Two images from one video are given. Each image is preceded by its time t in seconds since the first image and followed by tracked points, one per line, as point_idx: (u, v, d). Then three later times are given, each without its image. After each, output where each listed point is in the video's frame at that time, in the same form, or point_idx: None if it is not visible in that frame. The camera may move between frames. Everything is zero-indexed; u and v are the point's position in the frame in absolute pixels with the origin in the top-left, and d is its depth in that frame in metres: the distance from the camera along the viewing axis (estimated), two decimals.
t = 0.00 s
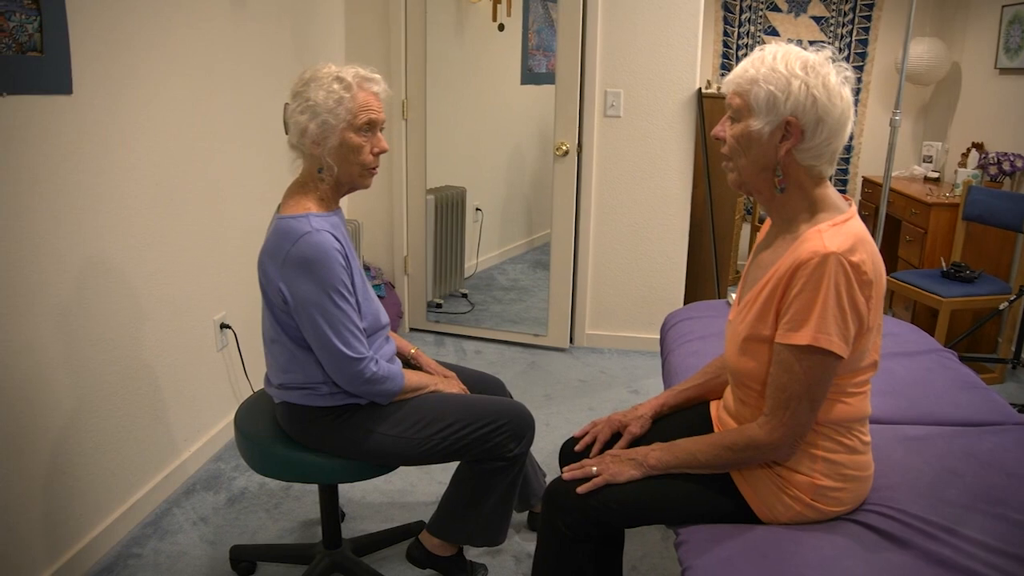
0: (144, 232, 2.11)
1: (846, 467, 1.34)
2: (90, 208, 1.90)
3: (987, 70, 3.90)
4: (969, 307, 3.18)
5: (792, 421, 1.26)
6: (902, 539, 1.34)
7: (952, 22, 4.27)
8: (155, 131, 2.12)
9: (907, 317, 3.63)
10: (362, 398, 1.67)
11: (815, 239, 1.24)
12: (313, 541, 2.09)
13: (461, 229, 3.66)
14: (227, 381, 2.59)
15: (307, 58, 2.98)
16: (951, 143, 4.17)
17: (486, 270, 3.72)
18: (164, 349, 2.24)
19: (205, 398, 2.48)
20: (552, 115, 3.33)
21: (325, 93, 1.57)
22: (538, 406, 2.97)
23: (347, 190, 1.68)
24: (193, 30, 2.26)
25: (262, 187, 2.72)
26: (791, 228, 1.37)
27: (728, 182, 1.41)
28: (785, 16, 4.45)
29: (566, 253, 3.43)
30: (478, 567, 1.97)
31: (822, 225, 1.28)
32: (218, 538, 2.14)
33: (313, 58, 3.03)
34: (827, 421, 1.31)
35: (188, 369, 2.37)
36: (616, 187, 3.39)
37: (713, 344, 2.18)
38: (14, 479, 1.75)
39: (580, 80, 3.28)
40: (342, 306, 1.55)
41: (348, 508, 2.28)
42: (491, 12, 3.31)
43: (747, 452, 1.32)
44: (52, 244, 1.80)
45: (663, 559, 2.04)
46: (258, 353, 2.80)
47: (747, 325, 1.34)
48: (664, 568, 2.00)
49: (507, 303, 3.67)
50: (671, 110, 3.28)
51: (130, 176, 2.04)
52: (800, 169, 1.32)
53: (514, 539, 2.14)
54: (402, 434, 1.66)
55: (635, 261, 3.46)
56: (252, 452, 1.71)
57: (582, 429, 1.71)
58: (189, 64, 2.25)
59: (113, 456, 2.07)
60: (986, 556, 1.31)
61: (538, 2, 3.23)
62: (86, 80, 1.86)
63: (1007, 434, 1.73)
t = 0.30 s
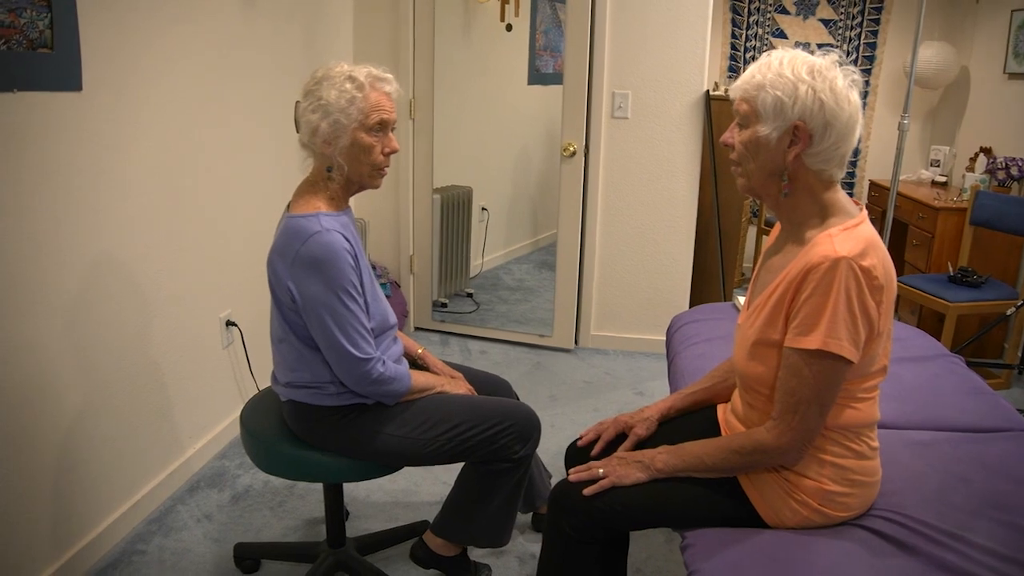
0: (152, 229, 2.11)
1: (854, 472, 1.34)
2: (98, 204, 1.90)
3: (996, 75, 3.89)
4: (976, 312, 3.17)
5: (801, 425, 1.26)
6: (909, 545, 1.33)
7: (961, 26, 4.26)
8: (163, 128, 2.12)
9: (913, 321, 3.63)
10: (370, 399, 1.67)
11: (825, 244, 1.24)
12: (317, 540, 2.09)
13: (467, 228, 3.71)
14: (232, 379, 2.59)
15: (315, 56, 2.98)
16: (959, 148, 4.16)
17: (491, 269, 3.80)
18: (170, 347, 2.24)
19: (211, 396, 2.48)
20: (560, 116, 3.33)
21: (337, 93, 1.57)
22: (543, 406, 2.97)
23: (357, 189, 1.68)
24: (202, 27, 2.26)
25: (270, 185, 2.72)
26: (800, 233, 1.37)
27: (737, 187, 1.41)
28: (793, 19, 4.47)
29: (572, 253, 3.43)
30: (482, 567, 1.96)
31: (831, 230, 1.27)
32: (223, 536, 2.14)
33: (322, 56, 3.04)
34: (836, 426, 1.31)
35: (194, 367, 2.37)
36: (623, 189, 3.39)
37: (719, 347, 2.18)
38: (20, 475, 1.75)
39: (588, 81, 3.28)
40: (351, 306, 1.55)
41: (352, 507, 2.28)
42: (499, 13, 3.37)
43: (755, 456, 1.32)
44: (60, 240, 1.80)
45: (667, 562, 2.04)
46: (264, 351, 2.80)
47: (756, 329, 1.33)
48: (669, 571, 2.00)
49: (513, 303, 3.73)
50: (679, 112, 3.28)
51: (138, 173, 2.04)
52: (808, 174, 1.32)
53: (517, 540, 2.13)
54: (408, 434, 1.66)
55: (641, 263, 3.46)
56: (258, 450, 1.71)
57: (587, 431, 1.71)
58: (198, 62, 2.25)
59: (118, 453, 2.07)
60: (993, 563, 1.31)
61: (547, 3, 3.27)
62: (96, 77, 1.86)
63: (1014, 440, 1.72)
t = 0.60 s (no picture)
0: (154, 230, 2.11)
1: (858, 470, 1.34)
2: (99, 204, 1.90)
3: (999, 71, 3.88)
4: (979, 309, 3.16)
5: (804, 423, 1.25)
6: (915, 543, 1.33)
7: (964, 22, 4.24)
8: (164, 128, 2.12)
9: (916, 318, 3.63)
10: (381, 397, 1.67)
11: (827, 241, 1.23)
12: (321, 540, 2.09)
13: (469, 227, 3.72)
14: (234, 379, 2.59)
15: (316, 56, 2.98)
16: (962, 144, 4.15)
17: (493, 268, 3.85)
18: (173, 346, 2.25)
19: (213, 396, 2.48)
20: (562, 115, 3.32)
21: (345, 85, 1.57)
22: (546, 405, 2.97)
23: (364, 181, 1.68)
24: (203, 27, 2.26)
25: (272, 185, 2.72)
26: (802, 231, 1.37)
27: (738, 185, 1.41)
28: (795, 16, 4.46)
29: (575, 252, 3.43)
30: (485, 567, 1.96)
31: (833, 226, 1.27)
32: (226, 535, 2.15)
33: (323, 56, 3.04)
34: (839, 424, 1.30)
35: (196, 367, 2.37)
36: (625, 187, 3.38)
37: (723, 344, 2.18)
38: (23, 476, 1.75)
39: (590, 80, 3.27)
40: (361, 300, 1.55)
41: (355, 507, 2.28)
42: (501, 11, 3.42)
43: (759, 454, 1.31)
44: (63, 241, 1.81)
45: (671, 561, 2.03)
46: (266, 351, 2.80)
47: (758, 327, 1.33)
48: (673, 570, 2.00)
49: (515, 302, 3.75)
50: (681, 109, 3.27)
51: (140, 174, 2.04)
52: (810, 171, 1.31)
53: (521, 540, 2.13)
54: (412, 437, 1.66)
55: (644, 261, 3.45)
56: (261, 449, 1.70)
57: (589, 429, 1.71)
58: (199, 62, 2.25)
59: (122, 454, 2.07)
60: (999, 560, 1.30)
61: (547, 2, 3.27)
62: (98, 78, 1.87)
63: (1018, 437, 1.72)
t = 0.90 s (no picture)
0: (153, 229, 2.11)
1: (857, 470, 1.34)
2: (99, 203, 1.90)
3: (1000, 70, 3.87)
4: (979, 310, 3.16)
5: (803, 423, 1.25)
6: (914, 544, 1.33)
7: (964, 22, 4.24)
8: (164, 128, 2.12)
9: (916, 318, 3.63)
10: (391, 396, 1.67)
11: (826, 240, 1.23)
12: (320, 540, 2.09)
13: (469, 226, 3.72)
14: (233, 379, 2.59)
15: (316, 55, 2.98)
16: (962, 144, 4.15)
17: (493, 267, 3.81)
18: (173, 345, 2.24)
19: (213, 396, 2.48)
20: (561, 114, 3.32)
21: (364, 78, 1.56)
22: (545, 405, 2.97)
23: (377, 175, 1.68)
24: (203, 26, 2.26)
25: (271, 184, 2.71)
26: (801, 231, 1.36)
27: (737, 185, 1.41)
28: (795, 16, 4.46)
29: (574, 252, 3.42)
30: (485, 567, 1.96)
31: (833, 226, 1.27)
32: (225, 535, 2.14)
33: (322, 55, 3.03)
34: (838, 424, 1.30)
35: (196, 366, 2.37)
36: (624, 187, 3.38)
37: (723, 344, 2.18)
38: (23, 477, 1.75)
39: (589, 79, 3.27)
40: (377, 295, 1.54)
41: (354, 507, 2.28)
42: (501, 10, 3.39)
43: (758, 454, 1.31)
44: (63, 240, 1.80)
45: (670, 561, 2.03)
46: (266, 351, 2.80)
47: (757, 328, 1.33)
48: (672, 570, 2.00)
49: (515, 301, 3.71)
50: (681, 109, 3.27)
51: (140, 173, 2.03)
52: (809, 170, 1.31)
53: (521, 540, 2.13)
54: (414, 438, 1.66)
55: (643, 261, 3.45)
56: (260, 447, 1.70)
57: (589, 429, 1.71)
58: (199, 61, 2.25)
59: (121, 453, 2.07)
60: (998, 561, 1.30)
61: (546, 1, 3.26)
62: (97, 77, 1.86)
63: (1017, 437, 1.72)
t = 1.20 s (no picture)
0: (157, 228, 2.11)
1: (862, 472, 1.33)
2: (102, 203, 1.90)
3: (1007, 71, 3.86)
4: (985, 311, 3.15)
5: (808, 424, 1.25)
6: (919, 547, 1.32)
7: (971, 23, 4.22)
8: (167, 128, 2.12)
9: (922, 319, 3.62)
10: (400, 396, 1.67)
11: (832, 241, 1.23)
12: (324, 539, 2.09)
13: (474, 226, 3.72)
14: (237, 378, 2.59)
15: (320, 55, 2.98)
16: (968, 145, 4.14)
17: (497, 268, 3.77)
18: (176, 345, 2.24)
19: (217, 395, 2.48)
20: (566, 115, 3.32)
21: (389, 77, 1.57)
22: (550, 405, 2.96)
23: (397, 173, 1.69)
24: (207, 26, 2.26)
25: (275, 183, 2.72)
26: (808, 230, 1.36)
27: (744, 182, 1.40)
28: (800, 16, 4.45)
29: (579, 252, 3.42)
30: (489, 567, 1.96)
31: (840, 226, 1.26)
32: (229, 535, 2.15)
33: (327, 56, 3.04)
34: (843, 425, 1.30)
35: (199, 366, 2.37)
36: (629, 187, 3.38)
37: (728, 345, 2.18)
38: (24, 476, 1.75)
39: (594, 79, 3.26)
40: (392, 295, 1.54)
41: (358, 507, 2.28)
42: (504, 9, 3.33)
43: (761, 455, 1.31)
44: (66, 240, 1.80)
45: (674, 562, 2.03)
46: (270, 350, 2.80)
47: (762, 328, 1.33)
48: (676, 571, 1.99)
49: (520, 302, 3.69)
50: (685, 109, 3.26)
51: (143, 173, 2.03)
52: (816, 170, 1.30)
53: (525, 541, 2.13)
54: (418, 438, 1.66)
55: (648, 262, 3.45)
56: (264, 446, 1.70)
57: (594, 429, 1.71)
58: (203, 61, 2.25)
59: (124, 453, 2.07)
60: (1003, 563, 1.30)
61: (552, 1, 3.25)
62: (100, 76, 1.86)
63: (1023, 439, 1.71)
